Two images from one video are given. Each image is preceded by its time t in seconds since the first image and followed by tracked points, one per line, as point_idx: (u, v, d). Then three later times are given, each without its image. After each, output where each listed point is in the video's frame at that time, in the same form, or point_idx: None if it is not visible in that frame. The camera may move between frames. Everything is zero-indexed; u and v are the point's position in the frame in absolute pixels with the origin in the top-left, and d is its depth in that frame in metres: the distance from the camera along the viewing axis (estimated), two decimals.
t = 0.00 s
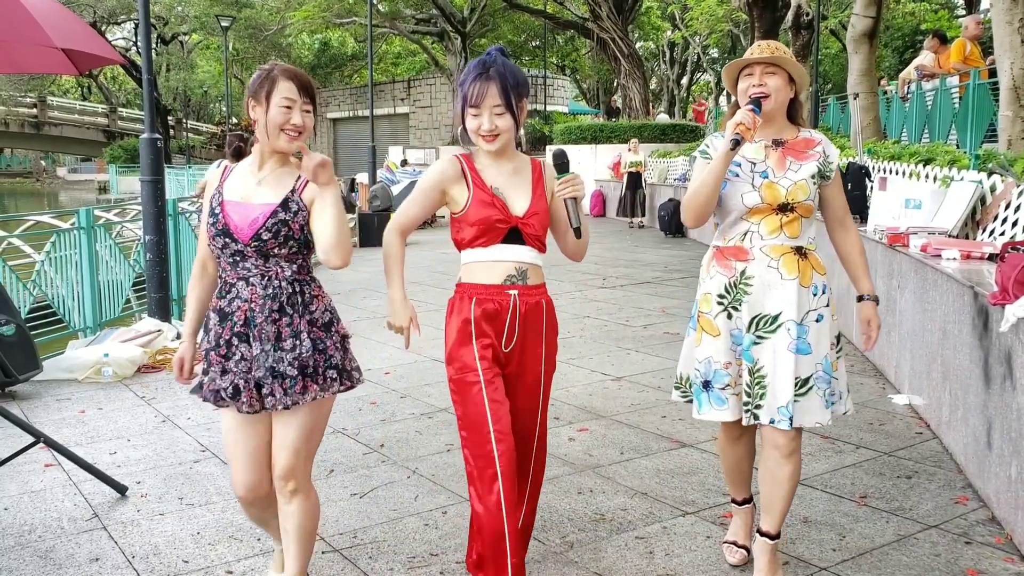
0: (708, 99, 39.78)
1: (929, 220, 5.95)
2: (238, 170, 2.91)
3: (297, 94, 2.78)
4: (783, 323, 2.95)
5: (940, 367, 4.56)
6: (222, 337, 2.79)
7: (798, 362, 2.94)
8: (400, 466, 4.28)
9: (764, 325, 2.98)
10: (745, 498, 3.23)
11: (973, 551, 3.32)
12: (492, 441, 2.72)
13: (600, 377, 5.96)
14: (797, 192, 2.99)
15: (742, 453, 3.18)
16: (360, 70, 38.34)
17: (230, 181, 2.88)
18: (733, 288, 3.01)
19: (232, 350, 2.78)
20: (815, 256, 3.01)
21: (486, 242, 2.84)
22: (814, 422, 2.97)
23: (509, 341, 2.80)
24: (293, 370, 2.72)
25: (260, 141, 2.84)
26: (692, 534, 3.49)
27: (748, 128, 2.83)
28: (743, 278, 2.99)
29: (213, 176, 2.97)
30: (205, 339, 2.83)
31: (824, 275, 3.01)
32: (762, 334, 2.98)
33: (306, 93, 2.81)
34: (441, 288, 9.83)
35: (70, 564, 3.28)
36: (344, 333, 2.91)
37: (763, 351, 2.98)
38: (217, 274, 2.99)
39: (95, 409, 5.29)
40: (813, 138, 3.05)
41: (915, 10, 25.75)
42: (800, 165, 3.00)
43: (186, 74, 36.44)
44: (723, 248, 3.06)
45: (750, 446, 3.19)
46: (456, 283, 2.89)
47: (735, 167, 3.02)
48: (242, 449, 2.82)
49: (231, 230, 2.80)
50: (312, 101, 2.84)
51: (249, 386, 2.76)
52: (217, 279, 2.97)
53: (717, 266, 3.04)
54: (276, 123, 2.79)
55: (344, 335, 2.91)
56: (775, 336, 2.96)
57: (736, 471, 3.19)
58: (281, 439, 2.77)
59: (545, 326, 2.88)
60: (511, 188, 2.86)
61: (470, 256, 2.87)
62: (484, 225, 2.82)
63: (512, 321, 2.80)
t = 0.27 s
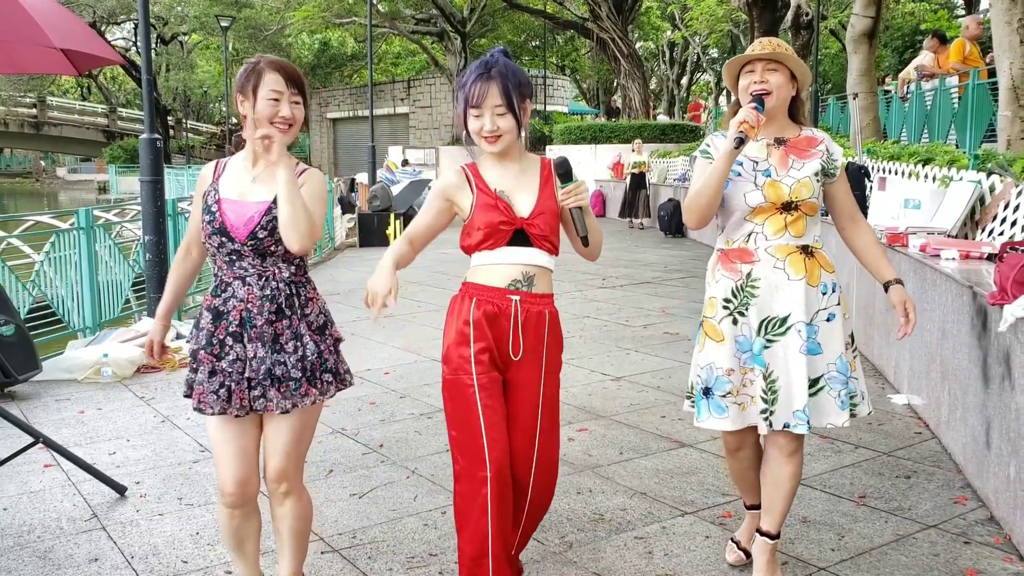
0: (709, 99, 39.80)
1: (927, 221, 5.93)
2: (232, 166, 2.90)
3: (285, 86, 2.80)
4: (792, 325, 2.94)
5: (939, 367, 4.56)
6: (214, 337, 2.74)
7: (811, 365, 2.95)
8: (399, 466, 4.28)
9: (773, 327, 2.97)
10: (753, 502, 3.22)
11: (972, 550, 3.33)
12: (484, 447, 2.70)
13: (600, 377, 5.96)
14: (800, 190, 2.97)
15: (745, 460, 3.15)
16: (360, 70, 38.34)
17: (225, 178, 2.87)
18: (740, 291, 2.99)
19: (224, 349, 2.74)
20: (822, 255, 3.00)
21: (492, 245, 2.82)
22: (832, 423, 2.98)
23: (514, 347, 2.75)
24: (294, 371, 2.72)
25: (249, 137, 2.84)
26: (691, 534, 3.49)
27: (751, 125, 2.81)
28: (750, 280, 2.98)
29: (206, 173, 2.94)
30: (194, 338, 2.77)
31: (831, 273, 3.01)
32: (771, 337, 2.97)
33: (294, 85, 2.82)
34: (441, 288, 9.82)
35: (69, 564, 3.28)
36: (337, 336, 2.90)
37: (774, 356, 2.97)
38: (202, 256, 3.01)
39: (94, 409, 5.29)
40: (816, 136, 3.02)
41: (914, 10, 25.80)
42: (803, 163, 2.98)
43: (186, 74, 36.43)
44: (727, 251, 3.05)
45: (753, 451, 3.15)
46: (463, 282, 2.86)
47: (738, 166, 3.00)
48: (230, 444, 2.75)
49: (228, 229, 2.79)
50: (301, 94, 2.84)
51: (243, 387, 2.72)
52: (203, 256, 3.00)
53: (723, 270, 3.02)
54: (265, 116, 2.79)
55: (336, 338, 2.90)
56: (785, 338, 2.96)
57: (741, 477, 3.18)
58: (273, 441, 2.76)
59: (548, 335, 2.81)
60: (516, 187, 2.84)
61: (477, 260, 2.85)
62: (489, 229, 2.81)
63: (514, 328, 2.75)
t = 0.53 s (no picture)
0: (709, 99, 39.82)
1: (928, 220, 5.92)
2: (228, 168, 2.88)
3: (277, 89, 2.80)
4: (794, 329, 2.94)
5: (939, 367, 4.56)
6: (213, 338, 2.74)
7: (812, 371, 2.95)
8: (400, 466, 4.28)
9: (774, 331, 2.96)
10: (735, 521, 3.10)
11: (972, 550, 3.33)
12: (485, 440, 2.72)
13: (599, 377, 5.96)
14: (803, 193, 2.97)
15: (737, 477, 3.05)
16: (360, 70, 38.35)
17: (221, 180, 2.86)
18: (740, 293, 2.98)
19: (224, 351, 2.74)
20: (824, 258, 3.00)
21: (493, 245, 2.83)
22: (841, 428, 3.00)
23: (509, 342, 2.75)
24: (293, 374, 2.74)
25: (243, 140, 2.83)
26: (691, 534, 3.49)
27: (753, 128, 2.80)
28: (751, 283, 2.97)
29: (202, 173, 2.92)
30: (194, 339, 2.78)
31: (834, 276, 3.02)
32: (773, 341, 2.97)
33: (286, 87, 2.81)
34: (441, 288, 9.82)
35: (69, 563, 3.28)
36: (330, 342, 2.90)
37: (775, 360, 2.96)
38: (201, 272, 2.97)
39: (94, 409, 5.29)
40: (820, 136, 3.01)
41: (914, 10, 25.84)
42: (807, 165, 2.97)
43: (186, 74, 36.44)
44: (728, 253, 3.04)
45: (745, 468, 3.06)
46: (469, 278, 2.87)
47: (740, 167, 2.99)
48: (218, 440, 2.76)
49: (230, 232, 2.79)
50: (292, 96, 2.83)
51: (238, 390, 2.73)
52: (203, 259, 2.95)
53: (723, 271, 3.01)
54: (256, 120, 2.78)
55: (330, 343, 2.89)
56: (786, 342, 2.96)
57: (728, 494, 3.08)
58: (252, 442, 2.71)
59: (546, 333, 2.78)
60: (519, 190, 2.84)
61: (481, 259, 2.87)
62: (488, 230, 2.82)
63: (512, 322, 2.75)
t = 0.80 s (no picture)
0: (709, 98, 39.82)
1: (928, 220, 5.96)
2: (234, 162, 2.92)
3: (290, 91, 2.85)
4: (779, 327, 2.94)
5: (940, 367, 4.56)
6: (225, 332, 2.80)
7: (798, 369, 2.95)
8: (400, 465, 4.28)
9: (759, 328, 2.96)
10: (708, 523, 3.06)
11: (972, 550, 3.33)
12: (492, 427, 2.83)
13: (599, 377, 5.96)
14: (800, 190, 2.97)
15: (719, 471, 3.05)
16: (360, 70, 38.35)
17: (227, 175, 2.89)
18: (729, 287, 2.98)
19: (236, 344, 2.79)
20: (815, 258, 3.00)
21: (488, 244, 2.94)
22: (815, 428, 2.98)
23: (513, 334, 2.85)
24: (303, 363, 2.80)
25: (254, 137, 2.88)
26: (691, 533, 3.50)
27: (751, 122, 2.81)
28: (740, 278, 2.97)
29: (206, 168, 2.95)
30: (204, 333, 2.83)
31: (823, 278, 3.02)
32: (755, 337, 2.97)
33: (298, 89, 2.87)
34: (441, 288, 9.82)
35: (69, 563, 3.28)
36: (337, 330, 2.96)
37: (756, 355, 2.97)
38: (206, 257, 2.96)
39: (94, 409, 5.29)
40: (823, 132, 3.01)
41: (914, 10, 25.86)
42: (807, 161, 2.97)
43: (186, 74, 36.45)
44: (721, 244, 3.04)
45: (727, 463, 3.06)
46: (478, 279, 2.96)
47: (739, 160, 2.99)
48: (234, 435, 2.79)
49: (241, 226, 2.82)
50: (304, 97, 2.89)
51: (250, 381, 2.78)
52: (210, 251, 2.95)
53: (714, 262, 3.02)
54: (270, 120, 2.84)
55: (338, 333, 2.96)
56: (770, 340, 2.96)
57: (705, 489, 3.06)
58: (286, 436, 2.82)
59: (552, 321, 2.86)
60: (518, 188, 2.92)
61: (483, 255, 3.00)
62: (482, 229, 2.94)
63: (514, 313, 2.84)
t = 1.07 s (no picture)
0: (709, 98, 39.81)
1: (928, 220, 5.97)
2: (263, 164, 3.00)
3: (316, 96, 2.91)
4: (748, 325, 2.93)
5: (939, 367, 4.56)
6: (269, 328, 2.92)
7: (763, 367, 2.94)
8: (400, 465, 4.28)
9: (728, 324, 2.96)
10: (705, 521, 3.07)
11: (972, 550, 3.33)
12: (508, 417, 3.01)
13: (600, 377, 5.96)
14: (781, 191, 2.96)
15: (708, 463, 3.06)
16: (360, 69, 38.33)
17: (257, 178, 2.98)
18: (704, 281, 2.99)
19: (279, 339, 2.92)
20: (791, 260, 2.99)
21: (491, 244, 3.10)
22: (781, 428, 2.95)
23: (511, 332, 2.97)
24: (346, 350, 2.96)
25: (282, 140, 2.96)
26: (691, 533, 3.50)
27: (738, 119, 2.80)
28: (715, 273, 2.98)
29: (234, 169, 3.04)
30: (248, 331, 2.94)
31: (799, 280, 2.99)
32: (726, 333, 2.97)
33: (322, 94, 2.93)
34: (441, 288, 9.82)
35: (69, 563, 3.28)
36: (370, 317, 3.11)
37: (725, 351, 2.97)
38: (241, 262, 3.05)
39: (94, 408, 5.30)
40: (810, 134, 2.99)
41: (915, 10, 25.87)
42: (791, 163, 2.96)
43: (186, 73, 36.43)
44: (700, 240, 3.07)
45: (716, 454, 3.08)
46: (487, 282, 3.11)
47: (724, 157, 3.00)
48: (273, 419, 2.88)
49: (275, 229, 2.92)
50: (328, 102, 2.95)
51: (298, 372, 2.91)
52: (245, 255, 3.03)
53: (692, 257, 3.04)
54: (297, 124, 2.91)
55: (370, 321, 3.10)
56: (738, 337, 2.95)
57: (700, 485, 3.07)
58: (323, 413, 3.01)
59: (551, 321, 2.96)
60: (522, 190, 3.03)
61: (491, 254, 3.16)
62: (486, 229, 3.10)
63: (512, 316, 2.96)
